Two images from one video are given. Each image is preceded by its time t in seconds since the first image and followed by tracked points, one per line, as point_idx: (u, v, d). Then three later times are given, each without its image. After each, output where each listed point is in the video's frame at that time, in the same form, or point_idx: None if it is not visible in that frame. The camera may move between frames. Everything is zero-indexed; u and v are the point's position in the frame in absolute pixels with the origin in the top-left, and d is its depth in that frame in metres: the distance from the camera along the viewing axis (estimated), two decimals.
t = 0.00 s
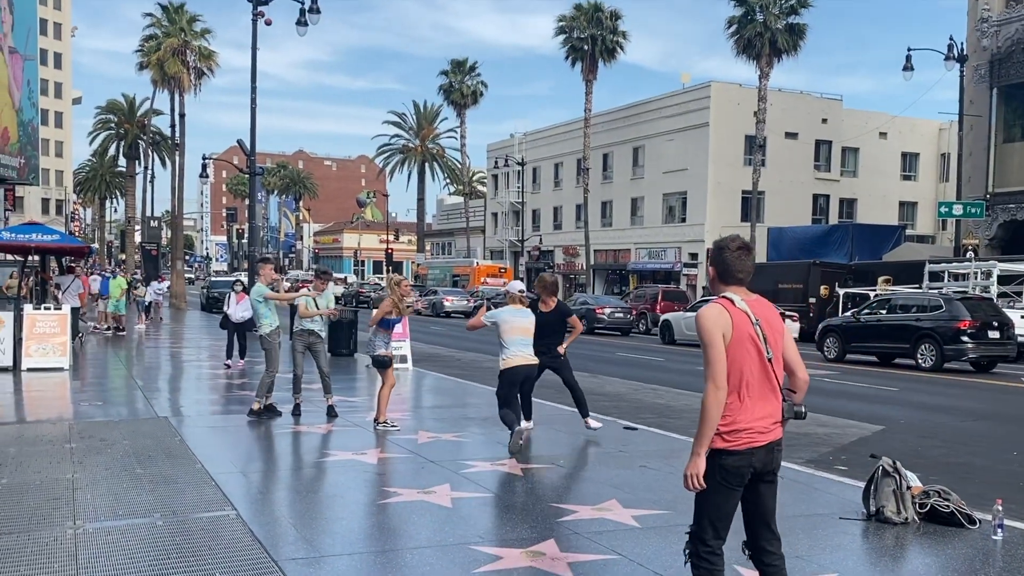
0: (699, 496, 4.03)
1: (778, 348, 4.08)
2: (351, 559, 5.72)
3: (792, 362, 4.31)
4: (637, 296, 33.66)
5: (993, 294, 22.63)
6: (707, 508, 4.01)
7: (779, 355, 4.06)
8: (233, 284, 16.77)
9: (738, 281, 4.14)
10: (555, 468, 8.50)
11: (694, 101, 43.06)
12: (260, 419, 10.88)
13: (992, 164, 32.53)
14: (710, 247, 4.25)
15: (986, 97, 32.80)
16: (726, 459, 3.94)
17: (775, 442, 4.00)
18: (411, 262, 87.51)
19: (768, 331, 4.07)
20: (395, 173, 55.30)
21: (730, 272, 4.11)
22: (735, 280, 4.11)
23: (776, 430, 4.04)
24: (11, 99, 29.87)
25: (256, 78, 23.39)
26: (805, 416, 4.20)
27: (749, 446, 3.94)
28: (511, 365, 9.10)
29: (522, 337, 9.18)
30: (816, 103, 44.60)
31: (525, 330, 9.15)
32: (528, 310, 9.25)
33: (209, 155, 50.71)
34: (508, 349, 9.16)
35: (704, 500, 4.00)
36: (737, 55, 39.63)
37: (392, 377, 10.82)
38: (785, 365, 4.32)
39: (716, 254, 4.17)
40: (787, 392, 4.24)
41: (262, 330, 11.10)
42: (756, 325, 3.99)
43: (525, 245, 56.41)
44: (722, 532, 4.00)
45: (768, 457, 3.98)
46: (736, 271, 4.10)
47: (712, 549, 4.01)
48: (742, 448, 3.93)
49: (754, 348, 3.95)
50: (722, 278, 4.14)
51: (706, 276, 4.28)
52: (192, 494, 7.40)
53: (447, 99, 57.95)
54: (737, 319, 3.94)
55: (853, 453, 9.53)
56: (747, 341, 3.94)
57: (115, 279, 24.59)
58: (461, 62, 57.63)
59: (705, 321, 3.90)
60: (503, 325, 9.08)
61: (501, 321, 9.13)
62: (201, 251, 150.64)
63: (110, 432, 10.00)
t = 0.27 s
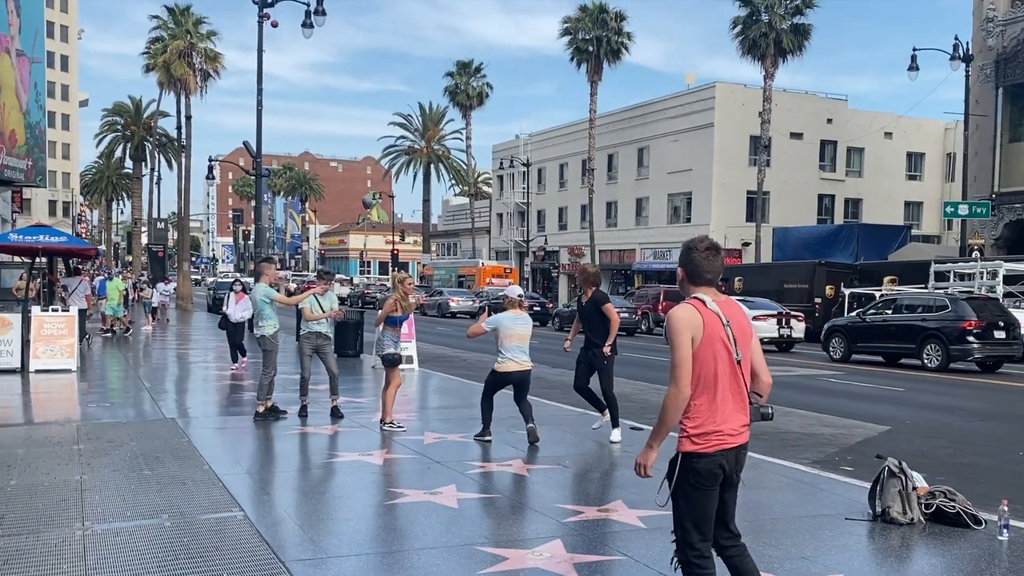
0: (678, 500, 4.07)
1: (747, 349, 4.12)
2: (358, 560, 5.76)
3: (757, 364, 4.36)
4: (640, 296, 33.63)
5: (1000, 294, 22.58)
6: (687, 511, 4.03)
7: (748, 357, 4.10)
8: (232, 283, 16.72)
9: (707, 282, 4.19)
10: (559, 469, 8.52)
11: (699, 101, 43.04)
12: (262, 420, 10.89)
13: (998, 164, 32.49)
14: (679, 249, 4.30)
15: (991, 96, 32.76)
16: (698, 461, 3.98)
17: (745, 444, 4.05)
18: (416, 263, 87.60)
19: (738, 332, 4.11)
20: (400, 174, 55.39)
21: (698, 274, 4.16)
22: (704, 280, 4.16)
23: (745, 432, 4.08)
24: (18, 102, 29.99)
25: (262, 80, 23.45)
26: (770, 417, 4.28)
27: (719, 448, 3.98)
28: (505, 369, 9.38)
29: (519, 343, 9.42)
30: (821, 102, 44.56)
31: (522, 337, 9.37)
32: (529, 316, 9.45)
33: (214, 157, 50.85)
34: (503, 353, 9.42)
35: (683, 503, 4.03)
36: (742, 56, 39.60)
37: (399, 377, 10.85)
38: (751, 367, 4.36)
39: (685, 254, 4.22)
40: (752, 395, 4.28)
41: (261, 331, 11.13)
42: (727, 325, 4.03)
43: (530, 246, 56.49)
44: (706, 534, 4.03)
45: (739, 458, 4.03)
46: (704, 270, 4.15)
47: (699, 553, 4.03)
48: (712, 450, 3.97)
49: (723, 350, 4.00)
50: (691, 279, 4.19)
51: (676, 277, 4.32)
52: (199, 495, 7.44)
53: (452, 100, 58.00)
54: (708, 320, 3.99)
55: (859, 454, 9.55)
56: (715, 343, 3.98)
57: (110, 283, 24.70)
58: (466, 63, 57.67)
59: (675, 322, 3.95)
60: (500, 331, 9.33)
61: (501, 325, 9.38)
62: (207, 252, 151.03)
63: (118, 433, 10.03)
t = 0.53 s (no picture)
0: (666, 502, 4.08)
1: (720, 349, 4.12)
2: (364, 559, 5.78)
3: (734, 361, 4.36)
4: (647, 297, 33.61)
5: (1007, 294, 22.50)
6: (676, 511, 4.04)
7: (720, 357, 4.09)
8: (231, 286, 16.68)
9: (678, 284, 4.21)
10: (565, 469, 8.52)
11: (705, 101, 42.98)
12: (266, 422, 10.91)
13: (1005, 164, 32.38)
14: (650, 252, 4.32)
15: (998, 96, 32.66)
16: (680, 462, 3.98)
17: (724, 442, 4.05)
18: (422, 263, 87.65)
19: (710, 332, 4.11)
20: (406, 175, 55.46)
21: (669, 275, 4.18)
22: (675, 281, 4.17)
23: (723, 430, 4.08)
24: (26, 104, 30.13)
25: (269, 81, 23.50)
26: (748, 415, 4.27)
27: (700, 447, 3.98)
28: (505, 370, 9.53)
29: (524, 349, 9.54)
30: (828, 102, 44.48)
31: (528, 344, 9.45)
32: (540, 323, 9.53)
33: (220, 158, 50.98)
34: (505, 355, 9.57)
35: (670, 504, 4.05)
36: (748, 55, 39.54)
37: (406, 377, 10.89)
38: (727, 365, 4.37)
39: (655, 258, 4.23)
40: (726, 396, 4.26)
41: (261, 334, 10.93)
42: (697, 327, 4.03)
43: (536, 246, 56.52)
44: (702, 534, 4.03)
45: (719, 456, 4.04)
46: (674, 273, 4.16)
47: (698, 552, 4.02)
48: (694, 450, 3.97)
49: (695, 351, 4.00)
50: (662, 281, 4.20)
51: (649, 279, 4.34)
52: (206, 495, 7.47)
53: (459, 101, 58.03)
54: (677, 321, 3.99)
55: (866, 454, 9.54)
56: (684, 343, 3.98)
57: (111, 281, 24.86)
58: (472, 64, 57.71)
59: (644, 326, 3.96)
60: (513, 337, 9.39)
61: (514, 331, 9.44)
62: (214, 253, 151.41)
63: (126, 434, 10.08)
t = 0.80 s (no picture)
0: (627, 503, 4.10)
1: (683, 351, 4.15)
2: (370, 561, 5.80)
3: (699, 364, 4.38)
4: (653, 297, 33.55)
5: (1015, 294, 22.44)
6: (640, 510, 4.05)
7: (683, 358, 4.13)
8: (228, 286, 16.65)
9: (643, 286, 4.23)
10: (571, 470, 8.50)
11: (711, 102, 42.93)
12: (271, 423, 10.91)
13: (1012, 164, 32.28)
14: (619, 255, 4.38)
15: (1005, 96, 32.60)
16: (642, 463, 4.01)
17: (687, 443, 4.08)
18: (428, 264, 87.69)
19: (672, 334, 4.15)
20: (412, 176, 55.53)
21: (633, 277, 4.22)
22: (640, 284, 4.21)
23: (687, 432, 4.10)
24: (33, 106, 30.25)
25: (275, 83, 23.54)
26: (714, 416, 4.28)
27: (663, 448, 4.02)
28: (507, 368, 9.54)
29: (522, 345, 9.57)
30: (834, 103, 44.40)
31: (525, 340, 9.47)
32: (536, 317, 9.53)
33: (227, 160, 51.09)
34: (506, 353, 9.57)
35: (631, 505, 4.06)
36: (754, 56, 39.50)
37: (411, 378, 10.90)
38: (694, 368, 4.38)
39: (621, 260, 4.29)
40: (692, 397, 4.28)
41: (263, 338, 11.01)
42: (658, 327, 4.08)
43: (541, 247, 56.57)
44: (662, 533, 4.05)
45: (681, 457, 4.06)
46: (639, 275, 4.19)
47: (660, 551, 4.05)
48: (657, 452, 4.01)
49: (655, 352, 4.05)
50: (627, 283, 4.26)
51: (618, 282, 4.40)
52: (213, 496, 7.50)
53: (465, 102, 58.06)
54: (637, 322, 4.06)
55: (872, 455, 9.53)
56: (646, 343, 4.04)
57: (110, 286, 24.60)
58: (478, 65, 57.73)
59: (605, 326, 4.05)
60: (507, 332, 9.42)
61: (507, 325, 9.47)
62: (220, 254, 151.67)
63: (132, 435, 10.12)
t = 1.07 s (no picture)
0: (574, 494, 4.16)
1: (648, 349, 4.25)
2: (376, 562, 5.82)
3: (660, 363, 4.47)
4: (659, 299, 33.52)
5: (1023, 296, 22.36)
6: (585, 501, 4.11)
7: (648, 356, 4.23)
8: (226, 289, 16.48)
9: (609, 284, 4.33)
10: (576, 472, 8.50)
11: (717, 103, 42.90)
12: (276, 425, 10.94)
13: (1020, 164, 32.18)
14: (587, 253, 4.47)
15: (1012, 96, 32.50)
16: (598, 455, 4.08)
17: (646, 439, 4.16)
18: (435, 266, 87.78)
19: (638, 332, 4.24)
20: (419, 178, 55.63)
21: (601, 274, 4.31)
22: (606, 282, 4.30)
23: (648, 428, 4.19)
24: (41, 109, 30.37)
25: (282, 85, 23.61)
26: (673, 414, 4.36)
27: (622, 443, 4.09)
28: (512, 366, 9.55)
29: (528, 341, 9.57)
30: (841, 103, 44.30)
31: (531, 336, 9.51)
32: (540, 314, 9.54)
33: (233, 163, 51.25)
34: (511, 350, 9.59)
35: (576, 495, 4.12)
36: (760, 57, 39.46)
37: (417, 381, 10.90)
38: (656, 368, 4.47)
39: (589, 258, 4.37)
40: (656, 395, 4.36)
41: (265, 336, 10.90)
42: (624, 324, 4.17)
43: (547, 248, 56.59)
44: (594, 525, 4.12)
45: (640, 453, 4.14)
46: (606, 272, 4.29)
47: (583, 541, 4.11)
48: (616, 446, 4.07)
49: (622, 347, 4.14)
50: (595, 281, 4.34)
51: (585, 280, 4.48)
52: (221, 497, 7.54)
53: (471, 104, 58.11)
54: (604, 318, 4.15)
55: (880, 457, 9.52)
56: (612, 339, 4.13)
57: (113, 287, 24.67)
58: (484, 67, 57.78)
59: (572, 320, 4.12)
60: (511, 328, 9.46)
61: (510, 322, 9.50)
62: (227, 256, 152.08)
63: (140, 437, 10.15)
